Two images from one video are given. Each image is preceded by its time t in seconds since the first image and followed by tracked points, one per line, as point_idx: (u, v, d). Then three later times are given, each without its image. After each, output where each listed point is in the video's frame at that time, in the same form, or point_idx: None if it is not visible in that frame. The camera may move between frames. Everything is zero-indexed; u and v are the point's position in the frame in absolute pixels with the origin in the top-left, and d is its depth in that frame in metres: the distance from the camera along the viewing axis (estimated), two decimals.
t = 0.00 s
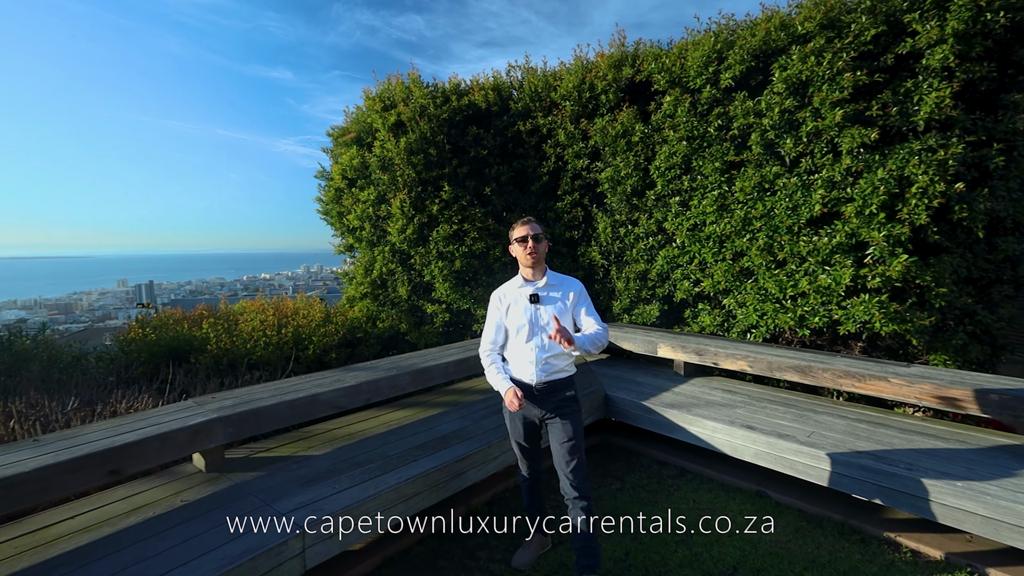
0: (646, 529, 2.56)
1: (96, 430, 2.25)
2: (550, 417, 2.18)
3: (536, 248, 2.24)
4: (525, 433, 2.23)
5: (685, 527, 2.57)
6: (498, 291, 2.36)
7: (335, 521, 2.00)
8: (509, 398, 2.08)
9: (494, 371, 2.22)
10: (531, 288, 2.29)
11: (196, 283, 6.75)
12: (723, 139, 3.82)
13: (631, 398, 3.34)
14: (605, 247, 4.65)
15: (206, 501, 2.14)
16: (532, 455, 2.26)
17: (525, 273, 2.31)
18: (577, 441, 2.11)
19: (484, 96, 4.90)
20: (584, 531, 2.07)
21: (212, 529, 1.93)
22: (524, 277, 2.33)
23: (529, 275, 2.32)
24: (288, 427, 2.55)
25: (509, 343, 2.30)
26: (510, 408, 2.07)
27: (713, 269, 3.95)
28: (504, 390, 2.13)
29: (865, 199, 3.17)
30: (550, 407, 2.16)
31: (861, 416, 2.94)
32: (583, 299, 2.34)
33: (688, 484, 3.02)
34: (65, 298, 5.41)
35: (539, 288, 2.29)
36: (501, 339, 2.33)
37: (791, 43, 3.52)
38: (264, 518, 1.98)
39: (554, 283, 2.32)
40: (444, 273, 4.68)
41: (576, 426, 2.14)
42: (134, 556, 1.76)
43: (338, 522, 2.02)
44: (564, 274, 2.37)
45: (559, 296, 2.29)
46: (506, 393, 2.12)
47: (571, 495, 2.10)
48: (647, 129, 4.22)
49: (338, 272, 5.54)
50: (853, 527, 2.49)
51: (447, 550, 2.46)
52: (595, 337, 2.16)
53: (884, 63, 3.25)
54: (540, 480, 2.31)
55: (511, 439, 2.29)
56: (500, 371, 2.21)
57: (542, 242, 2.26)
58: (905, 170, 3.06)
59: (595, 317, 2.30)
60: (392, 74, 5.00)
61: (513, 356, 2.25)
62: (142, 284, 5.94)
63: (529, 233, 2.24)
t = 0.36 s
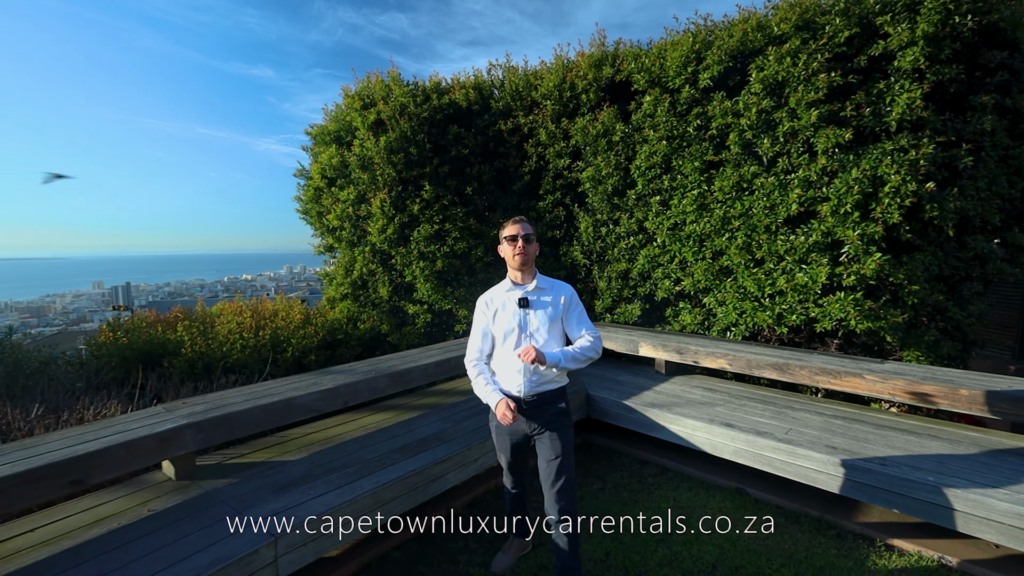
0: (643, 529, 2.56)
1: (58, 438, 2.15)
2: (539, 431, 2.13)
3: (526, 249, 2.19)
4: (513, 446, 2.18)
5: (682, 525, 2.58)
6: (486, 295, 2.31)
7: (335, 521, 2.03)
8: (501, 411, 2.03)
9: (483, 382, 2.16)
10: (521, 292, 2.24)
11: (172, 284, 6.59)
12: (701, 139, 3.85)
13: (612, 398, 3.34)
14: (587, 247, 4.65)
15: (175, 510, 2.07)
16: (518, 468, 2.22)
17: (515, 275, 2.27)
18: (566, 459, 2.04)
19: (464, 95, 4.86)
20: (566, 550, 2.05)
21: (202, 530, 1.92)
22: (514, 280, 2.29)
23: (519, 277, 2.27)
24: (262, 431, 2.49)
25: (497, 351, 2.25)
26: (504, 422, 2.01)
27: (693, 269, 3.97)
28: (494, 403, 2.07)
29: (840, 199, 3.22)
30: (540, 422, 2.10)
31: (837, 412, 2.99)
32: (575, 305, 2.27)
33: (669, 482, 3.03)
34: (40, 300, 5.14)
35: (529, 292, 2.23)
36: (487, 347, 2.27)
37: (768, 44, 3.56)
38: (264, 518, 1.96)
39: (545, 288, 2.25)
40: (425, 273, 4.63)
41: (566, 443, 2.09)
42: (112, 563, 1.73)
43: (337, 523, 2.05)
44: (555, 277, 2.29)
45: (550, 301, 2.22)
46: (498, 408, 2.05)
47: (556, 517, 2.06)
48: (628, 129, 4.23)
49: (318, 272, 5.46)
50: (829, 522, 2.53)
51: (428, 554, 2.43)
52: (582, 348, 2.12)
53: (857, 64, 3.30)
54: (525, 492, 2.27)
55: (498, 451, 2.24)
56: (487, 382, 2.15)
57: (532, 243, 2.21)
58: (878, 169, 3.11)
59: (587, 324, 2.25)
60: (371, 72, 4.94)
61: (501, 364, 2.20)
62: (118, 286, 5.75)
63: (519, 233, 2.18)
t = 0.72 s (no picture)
0: (643, 528, 2.56)
1: (27, 444, 2.08)
2: (543, 449, 2.06)
3: (528, 246, 2.13)
4: (512, 461, 2.11)
5: (683, 524, 2.57)
6: (486, 295, 2.22)
7: (321, 525, 2.01)
8: (495, 427, 1.94)
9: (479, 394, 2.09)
10: (524, 293, 2.17)
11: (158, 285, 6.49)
12: (690, 138, 3.83)
13: (600, 398, 3.31)
14: (577, 246, 4.62)
15: (149, 517, 2.01)
16: (513, 483, 2.15)
17: (517, 275, 2.20)
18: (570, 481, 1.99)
19: (453, 93, 4.81)
20: (555, 569, 2.03)
21: (190, 531, 1.91)
22: (515, 281, 2.22)
23: (521, 277, 2.20)
24: (242, 435, 2.43)
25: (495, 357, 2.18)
26: (495, 437, 1.93)
27: (683, 268, 3.95)
28: (488, 416, 1.99)
29: (828, 198, 3.21)
30: (546, 440, 2.04)
31: (825, 412, 2.97)
32: (580, 310, 2.21)
33: (657, 483, 3.01)
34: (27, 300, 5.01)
35: (532, 294, 2.16)
36: (484, 354, 2.20)
37: (755, 42, 3.54)
38: (264, 517, 1.95)
39: (549, 291, 2.18)
40: (413, 273, 4.58)
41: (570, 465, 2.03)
42: (94, 567, 1.71)
43: (338, 522, 2.07)
44: (560, 279, 2.24)
45: (554, 306, 2.15)
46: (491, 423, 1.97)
47: (551, 539, 2.00)
48: (617, 128, 4.20)
49: (306, 272, 5.39)
50: (817, 523, 2.51)
51: (411, 560, 2.39)
52: (589, 359, 2.06)
53: (845, 63, 3.29)
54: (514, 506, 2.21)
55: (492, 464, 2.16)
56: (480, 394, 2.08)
57: (534, 241, 2.15)
58: (866, 168, 3.10)
59: (592, 332, 2.19)
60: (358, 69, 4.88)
61: (499, 371, 2.14)
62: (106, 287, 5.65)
63: (522, 229, 2.13)
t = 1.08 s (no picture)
0: (642, 528, 2.56)
1: (9, 448, 2.04)
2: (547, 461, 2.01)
3: (540, 245, 2.09)
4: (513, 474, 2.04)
5: (683, 524, 2.57)
6: (490, 298, 2.18)
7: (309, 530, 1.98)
8: (500, 431, 1.90)
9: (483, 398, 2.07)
10: (531, 296, 2.12)
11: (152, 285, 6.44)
12: (686, 137, 3.80)
13: (595, 400, 3.28)
14: (573, 247, 4.59)
15: (133, 522, 1.97)
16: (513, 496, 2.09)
17: (525, 276, 2.14)
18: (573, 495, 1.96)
19: (448, 92, 4.78)
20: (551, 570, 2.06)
21: (176, 536, 1.87)
22: (521, 282, 2.16)
23: (529, 278, 2.14)
24: (230, 438, 2.39)
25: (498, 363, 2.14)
26: (501, 442, 1.88)
27: (679, 269, 3.92)
28: (493, 421, 1.95)
29: (825, 198, 3.18)
30: (551, 453, 1.99)
31: (822, 415, 2.95)
32: (589, 316, 2.17)
33: (652, 486, 2.98)
34: (23, 300, 4.95)
35: (538, 297, 2.12)
36: (488, 359, 2.16)
37: (752, 41, 3.52)
38: (264, 517, 1.95)
39: (557, 295, 2.14)
40: (408, 273, 4.55)
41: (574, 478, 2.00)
42: (76, 572, 1.67)
43: (338, 522, 2.08)
44: (569, 283, 2.20)
45: (562, 311, 2.10)
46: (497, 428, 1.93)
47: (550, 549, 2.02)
48: (613, 127, 4.17)
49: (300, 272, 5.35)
50: (813, 527, 2.49)
51: (402, 564, 2.36)
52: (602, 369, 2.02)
53: (843, 62, 3.26)
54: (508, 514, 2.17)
55: (489, 476, 2.08)
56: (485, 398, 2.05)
57: (545, 240, 2.12)
58: (863, 169, 3.08)
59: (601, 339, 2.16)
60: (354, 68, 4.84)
61: (502, 377, 2.11)
62: (102, 287, 5.59)
63: (532, 227, 2.09)
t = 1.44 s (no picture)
0: (643, 528, 2.55)
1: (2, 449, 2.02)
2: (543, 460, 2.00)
3: (547, 246, 2.03)
4: (511, 471, 2.06)
5: (683, 524, 2.57)
6: (497, 295, 2.20)
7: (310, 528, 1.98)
8: (491, 433, 1.93)
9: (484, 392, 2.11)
10: (535, 295, 2.10)
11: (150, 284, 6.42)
12: (686, 137, 3.79)
13: (595, 401, 3.26)
14: (572, 247, 4.58)
15: (128, 524, 1.95)
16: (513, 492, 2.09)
17: (532, 275, 2.13)
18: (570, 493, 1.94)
19: (447, 92, 4.77)
20: (554, 569, 2.05)
21: (172, 537, 1.86)
22: (527, 281, 2.16)
23: (536, 276, 2.13)
24: (227, 439, 2.37)
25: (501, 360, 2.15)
26: (491, 443, 1.91)
27: (679, 269, 3.91)
28: (487, 419, 1.98)
29: (826, 198, 3.17)
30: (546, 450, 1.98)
31: (822, 416, 2.94)
32: (598, 315, 2.08)
33: (651, 487, 2.97)
34: (21, 300, 4.94)
35: (542, 296, 2.08)
36: (493, 355, 2.19)
37: (752, 41, 3.51)
38: (264, 517, 1.94)
39: (563, 294, 2.08)
40: (407, 273, 4.53)
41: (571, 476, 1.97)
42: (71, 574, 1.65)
43: (338, 522, 2.07)
44: (578, 281, 2.12)
45: (567, 310, 2.05)
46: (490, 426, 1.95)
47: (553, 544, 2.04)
48: (612, 127, 4.16)
49: (299, 272, 5.34)
50: (813, 529, 2.48)
51: (400, 566, 2.34)
52: (603, 374, 1.95)
53: (843, 62, 3.25)
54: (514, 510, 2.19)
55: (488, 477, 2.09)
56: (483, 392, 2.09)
57: (554, 239, 2.05)
58: (864, 169, 3.07)
59: (609, 341, 2.08)
60: (352, 67, 4.82)
61: (502, 375, 2.12)
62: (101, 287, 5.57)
63: (540, 226, 2.02)
